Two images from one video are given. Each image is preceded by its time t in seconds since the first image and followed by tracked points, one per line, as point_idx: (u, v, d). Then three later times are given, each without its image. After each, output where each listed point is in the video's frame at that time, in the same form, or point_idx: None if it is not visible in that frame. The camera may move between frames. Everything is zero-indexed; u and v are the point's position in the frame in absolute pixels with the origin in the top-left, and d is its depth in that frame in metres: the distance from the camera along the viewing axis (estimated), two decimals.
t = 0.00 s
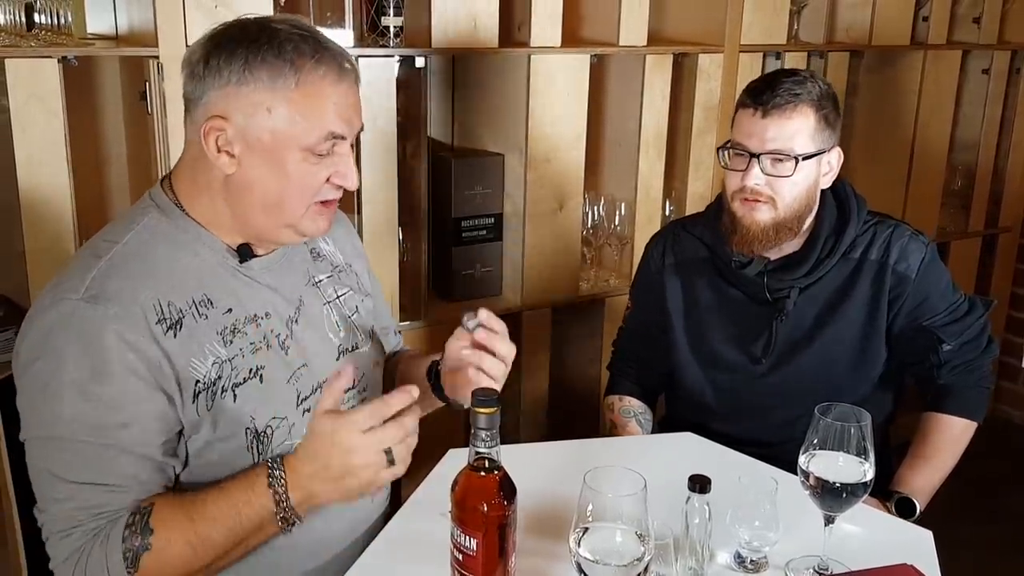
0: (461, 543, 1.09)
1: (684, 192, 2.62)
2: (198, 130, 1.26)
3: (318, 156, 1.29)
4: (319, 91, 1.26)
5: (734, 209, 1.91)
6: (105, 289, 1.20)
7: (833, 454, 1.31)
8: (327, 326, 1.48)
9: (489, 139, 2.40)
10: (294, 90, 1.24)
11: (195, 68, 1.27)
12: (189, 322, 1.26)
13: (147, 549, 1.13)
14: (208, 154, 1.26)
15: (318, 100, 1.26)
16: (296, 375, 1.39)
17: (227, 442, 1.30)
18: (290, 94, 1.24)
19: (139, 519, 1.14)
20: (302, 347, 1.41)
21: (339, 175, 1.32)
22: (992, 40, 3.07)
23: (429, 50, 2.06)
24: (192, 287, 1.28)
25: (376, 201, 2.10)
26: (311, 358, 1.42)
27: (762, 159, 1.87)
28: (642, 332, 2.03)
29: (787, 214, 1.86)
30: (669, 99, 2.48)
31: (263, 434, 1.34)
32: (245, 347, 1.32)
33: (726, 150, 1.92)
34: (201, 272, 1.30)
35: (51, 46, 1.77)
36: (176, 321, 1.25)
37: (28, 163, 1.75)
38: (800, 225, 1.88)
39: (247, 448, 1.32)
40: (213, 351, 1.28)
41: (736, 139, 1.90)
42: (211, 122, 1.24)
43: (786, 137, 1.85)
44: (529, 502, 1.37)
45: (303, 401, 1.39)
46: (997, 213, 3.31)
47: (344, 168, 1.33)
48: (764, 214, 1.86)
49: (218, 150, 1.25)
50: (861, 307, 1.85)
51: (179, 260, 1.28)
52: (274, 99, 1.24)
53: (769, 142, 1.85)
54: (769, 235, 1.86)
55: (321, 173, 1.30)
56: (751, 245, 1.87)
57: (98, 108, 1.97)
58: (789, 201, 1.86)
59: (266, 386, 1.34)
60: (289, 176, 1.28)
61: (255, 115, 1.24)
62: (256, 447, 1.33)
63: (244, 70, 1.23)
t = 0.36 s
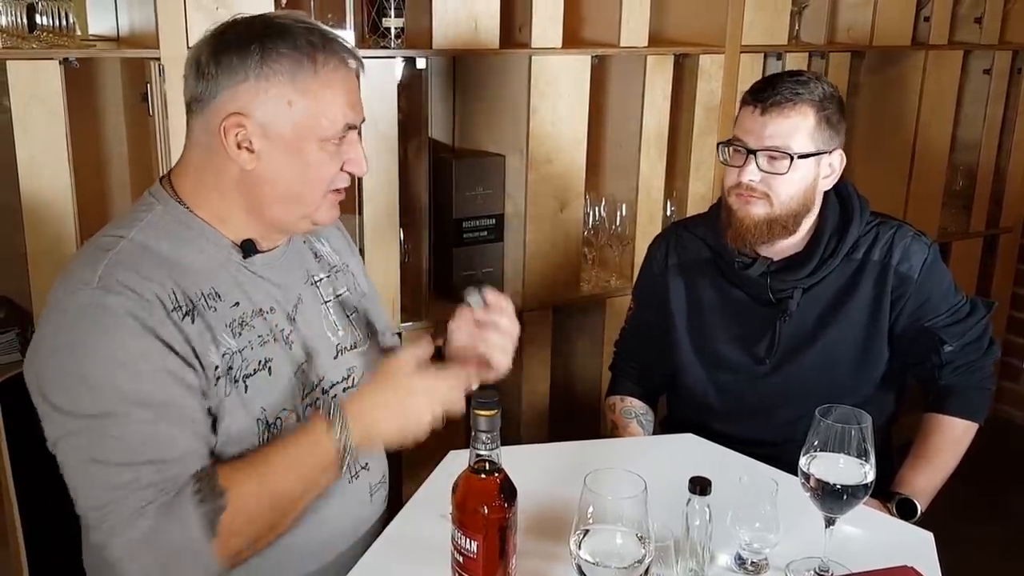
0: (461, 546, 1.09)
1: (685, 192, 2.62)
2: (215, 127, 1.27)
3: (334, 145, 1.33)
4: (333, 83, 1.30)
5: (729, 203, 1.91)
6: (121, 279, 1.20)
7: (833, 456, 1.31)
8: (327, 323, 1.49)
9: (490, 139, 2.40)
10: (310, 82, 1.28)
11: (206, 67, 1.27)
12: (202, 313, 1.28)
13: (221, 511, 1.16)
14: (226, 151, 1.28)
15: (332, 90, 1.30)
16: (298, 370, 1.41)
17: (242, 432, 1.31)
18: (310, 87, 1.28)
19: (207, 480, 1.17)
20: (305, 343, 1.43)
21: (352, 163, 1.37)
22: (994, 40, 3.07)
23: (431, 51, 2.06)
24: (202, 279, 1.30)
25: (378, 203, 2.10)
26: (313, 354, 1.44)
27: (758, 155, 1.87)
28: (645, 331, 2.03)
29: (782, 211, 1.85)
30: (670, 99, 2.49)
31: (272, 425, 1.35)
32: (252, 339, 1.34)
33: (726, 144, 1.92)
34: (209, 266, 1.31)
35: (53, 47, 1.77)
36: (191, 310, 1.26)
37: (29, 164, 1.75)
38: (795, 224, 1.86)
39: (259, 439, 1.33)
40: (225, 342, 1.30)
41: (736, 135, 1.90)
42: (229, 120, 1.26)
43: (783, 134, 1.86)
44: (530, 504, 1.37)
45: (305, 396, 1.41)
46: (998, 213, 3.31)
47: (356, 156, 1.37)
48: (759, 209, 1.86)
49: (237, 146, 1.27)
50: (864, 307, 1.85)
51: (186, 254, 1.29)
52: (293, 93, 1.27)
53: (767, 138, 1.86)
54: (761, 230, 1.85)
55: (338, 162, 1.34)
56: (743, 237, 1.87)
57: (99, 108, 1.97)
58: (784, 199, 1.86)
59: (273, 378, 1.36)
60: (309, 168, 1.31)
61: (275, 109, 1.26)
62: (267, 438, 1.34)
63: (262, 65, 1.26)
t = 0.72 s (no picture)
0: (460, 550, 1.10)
1: (685, 193, 2.62)
2: (216, 131, 1.27)
3: (334, 146, 1.33)
4: (333, 85, 1.30)
5: (732, 207, 1.91)
6: (144, 280, 1.22)
7: (835, 457, 1.31)
8: (327, 320, 1.54)
9: (490, 140, 2.40)
10: (311, 85, 1.28)
11: (205, 71, 1.27)
12: (221, 311, 1.30)
13: (284, 467, 1.22)
14: (228, 154, 1.28)
15: (332, 92, 1.30)
16: (305, 365, 1.45)
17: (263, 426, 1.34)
18: (311, 91, 1.28)
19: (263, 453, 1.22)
20: (309, 339, 1.48)
21: (351, 164, 1.37)
22: (994, 41, 3.07)
23: (432, 52, 2.06)
24: (217, 279, 1.32)
25: (379, 204, 2.10)
26: (318, 349, 1.49)
27: (762, 158, 1.87)
28: (648, 332, 2.03)
29: (784, 215, 1.85)
30: (670, 100, 2.49)
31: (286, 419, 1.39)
32: (265, 335, 1.37)
33: (730, 146, 1.93)
34: (223, 266, 1.33)
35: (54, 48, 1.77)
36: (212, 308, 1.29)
37: (29, 165, 1.75)
38: (797, 228, 1.86)
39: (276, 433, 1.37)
40: (244, 338, 1.33)
41: (742, 137, 1.90)
42: (230, 126, 1.26)
43: (788, 137, 1.86)
44: (531, 506, 1.37)
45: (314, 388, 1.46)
46: (998, 213, 3.30)
47: (355, 157, 1.38)
48: (761, 214, 1.86)
49: (239, 150, 1.27)
50: (868, 310, 1.85)
51: (198, 255, 1.30)
52: (294, 97, 1.27)
53: (771, 141, 1.86)
54: (763, 234, 1.85)
55: (338, 163, 1.35)
56: (746, 241, 1.86)
57: (100, 109, 1.96)
58: (786, 203, 1.86)
59: (285, 373, 1.40)
60: (311, 170, 1.32)
61: (276, 113, 1.26)
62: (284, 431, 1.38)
63: (262, 69, 1.25)
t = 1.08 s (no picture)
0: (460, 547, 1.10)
1: (685, 192, 2.62)
2: (224, 127, 1.27)
3: (341, 142, 1.32)
4: (340, 80, 1.30)
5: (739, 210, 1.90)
6: (130, 281, 1.20)
7: (836, 456, 1.31)
8: (334, 318, 1.50)
9: (491, 138, 2.40)
10: (317, 79, 1.28)
11: (214, 67, 1.27)
12: (212, 313, 1.28)
13: (183, 533, 1.13)
14: (236, 150, 1.27)
15: (339, 87, 1.30)
16: (307, 366, 1.41)
17: (244, 432, 1.32)
18: (317, 85, 1.28)
19: (172, 506, 1.14)
20: (313, 339, 1.44)
21: (358, 160, 1.36)
22: (995, 39, 3.06)
23: (432, 51, 2.06)
24: (213, 279, 1.29)
25: (380, 204, 2.10)
26: (322, 350, 1.45)
27: (762, 158, 1.86)
28: (649, 329, 2.03)
29: (791, 214, 1.85)
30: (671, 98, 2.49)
31: (277, 424, 1.35)
32: (261, 338, 1.34)
33: (730, 149, 1.91)
34: (220, 266, 1.31)
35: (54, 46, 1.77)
36: (201, 312, 1.26)
37: (28, 164, 1.75)
38: (806, 225, 1.87)
39: (263, 438, 1.34)
40: (232, 342, 1.30)
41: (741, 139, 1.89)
42: (239, 121, 1.26)
43: (787, 136, 1.84)
44: (532, 504, 1.37)
45: (313, 391, 1.42)
46: (998, 212, 3.30)
47: (362, 154, 1.37)
48: (768, 216, 1.85)
49: (247, 145, 1.27)
50: (868, 307, 1.85)
51: (197, 254, 1.29)
52: (302, 91, 1.27)
53: (770, 140, 1.84)
54: (773, 236, 1.86)
55: (344, 159, 1.34)
56: (755, 246, 1.86)
57: (101, 108, 1.96)
58: (791, 201, 1.85)
59: (280, 376, 1.36)
60: (318, 165, 1.31)
61: (283, 107, 1.26)
62: (272, 437, 1.34)
63: (270, 63, 1.26)
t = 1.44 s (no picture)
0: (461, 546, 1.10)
1: (687, 189, 2.61)
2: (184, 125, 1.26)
3: (297, 156, 1.28)
4: (299, 94, 1.24)
5: (744, 204, 1.90)
6: (107, 284, 1.20)
7: (838, 452, 1.30)
8: (324, 316, 1.47)
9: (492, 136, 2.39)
10: (273, 90, 1.23)
11: (187, 65, 1.26)
12: (191, 313, 1.27)
13: (148, 563, 1.11)
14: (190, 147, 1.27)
15: (297, 102, 1.24)
16: (293, 365, 1.38)
17: (226, 432, 1.31)
18: (272, 95, 1.23)
19: (148, 531, 1.13)
20: (299, 339, 1.41)
21: (319, 177, 1.32)
22: (997, 35, 3.06)
23: (433, 48, 2.05)
24: (193, 279, 1.29)
25: (380, 201, 2.10)
26: (311, 349, 1.42)
27: (768, 151, 1.85)
28: (653, 328, 2.03)
29: (799, 205, 1.85)
30: (672, 95, 2.48)
31: (261, 423, 1.33)
32: (243, 337, 1.33)
33: (733, 144, 1.90)
34: (200, 266, 1.30)
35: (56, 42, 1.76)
36: (179, 312, 1.25)
37: (30, 160, 1.74)
38: (812, 215, 1.86)
39: (247, 438, 1.32)
40: (213, 342, 1.29)
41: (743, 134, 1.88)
42: (194, 115, 1.24)
43: (789, 128, 1.83)
44: (535, 499, 1.37)
45: (301, 391, 1.39)
46: (1000, 209, 3.30)
47: (325, 170, 1.32)
48: (775, 207, 1.85)
49: (198, 143, 1.25)
50: (869, 301, 1.85)
51: (178, 254, 1.28)
52: (253, 99, 1.23)
53: (773, 133, 1.83)
54: (781, 228, 1.86)
55: (303, 172, 1.30)
56: (762, 238, 1.88)
57: (102, 103, 1.96)
58: (798, 192, 1.85)
59: (264, 376, 1.34)
60: (267, 175, 1.27)
61: (234, 113, 1.23)
62: (256, 437, 1.33)
63: (227, 67, 1.23)
